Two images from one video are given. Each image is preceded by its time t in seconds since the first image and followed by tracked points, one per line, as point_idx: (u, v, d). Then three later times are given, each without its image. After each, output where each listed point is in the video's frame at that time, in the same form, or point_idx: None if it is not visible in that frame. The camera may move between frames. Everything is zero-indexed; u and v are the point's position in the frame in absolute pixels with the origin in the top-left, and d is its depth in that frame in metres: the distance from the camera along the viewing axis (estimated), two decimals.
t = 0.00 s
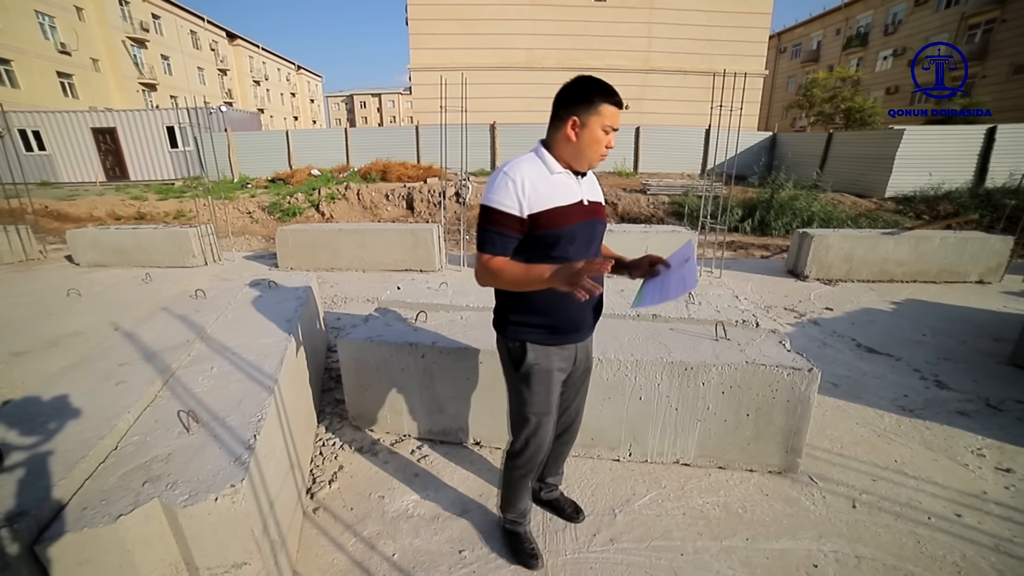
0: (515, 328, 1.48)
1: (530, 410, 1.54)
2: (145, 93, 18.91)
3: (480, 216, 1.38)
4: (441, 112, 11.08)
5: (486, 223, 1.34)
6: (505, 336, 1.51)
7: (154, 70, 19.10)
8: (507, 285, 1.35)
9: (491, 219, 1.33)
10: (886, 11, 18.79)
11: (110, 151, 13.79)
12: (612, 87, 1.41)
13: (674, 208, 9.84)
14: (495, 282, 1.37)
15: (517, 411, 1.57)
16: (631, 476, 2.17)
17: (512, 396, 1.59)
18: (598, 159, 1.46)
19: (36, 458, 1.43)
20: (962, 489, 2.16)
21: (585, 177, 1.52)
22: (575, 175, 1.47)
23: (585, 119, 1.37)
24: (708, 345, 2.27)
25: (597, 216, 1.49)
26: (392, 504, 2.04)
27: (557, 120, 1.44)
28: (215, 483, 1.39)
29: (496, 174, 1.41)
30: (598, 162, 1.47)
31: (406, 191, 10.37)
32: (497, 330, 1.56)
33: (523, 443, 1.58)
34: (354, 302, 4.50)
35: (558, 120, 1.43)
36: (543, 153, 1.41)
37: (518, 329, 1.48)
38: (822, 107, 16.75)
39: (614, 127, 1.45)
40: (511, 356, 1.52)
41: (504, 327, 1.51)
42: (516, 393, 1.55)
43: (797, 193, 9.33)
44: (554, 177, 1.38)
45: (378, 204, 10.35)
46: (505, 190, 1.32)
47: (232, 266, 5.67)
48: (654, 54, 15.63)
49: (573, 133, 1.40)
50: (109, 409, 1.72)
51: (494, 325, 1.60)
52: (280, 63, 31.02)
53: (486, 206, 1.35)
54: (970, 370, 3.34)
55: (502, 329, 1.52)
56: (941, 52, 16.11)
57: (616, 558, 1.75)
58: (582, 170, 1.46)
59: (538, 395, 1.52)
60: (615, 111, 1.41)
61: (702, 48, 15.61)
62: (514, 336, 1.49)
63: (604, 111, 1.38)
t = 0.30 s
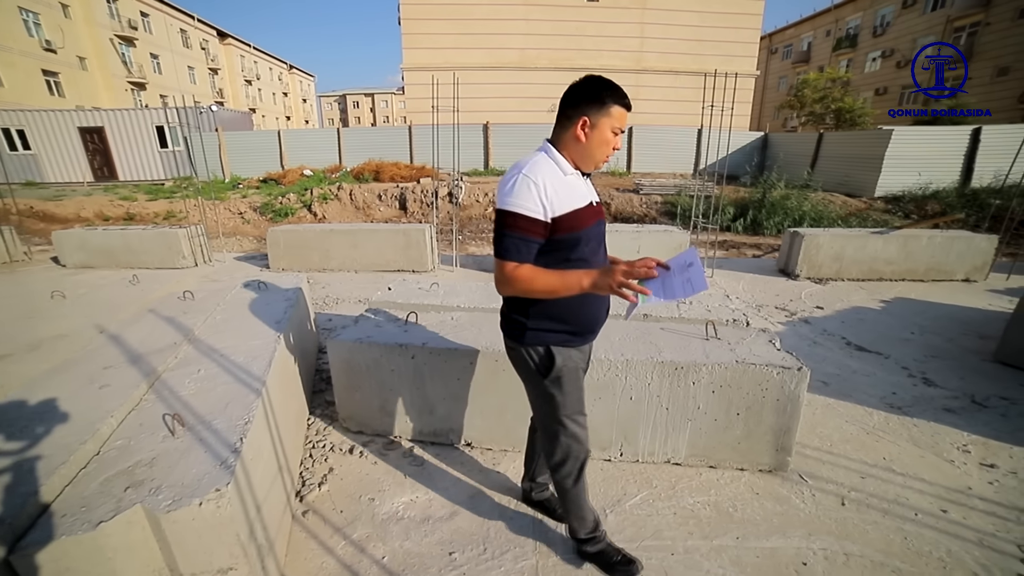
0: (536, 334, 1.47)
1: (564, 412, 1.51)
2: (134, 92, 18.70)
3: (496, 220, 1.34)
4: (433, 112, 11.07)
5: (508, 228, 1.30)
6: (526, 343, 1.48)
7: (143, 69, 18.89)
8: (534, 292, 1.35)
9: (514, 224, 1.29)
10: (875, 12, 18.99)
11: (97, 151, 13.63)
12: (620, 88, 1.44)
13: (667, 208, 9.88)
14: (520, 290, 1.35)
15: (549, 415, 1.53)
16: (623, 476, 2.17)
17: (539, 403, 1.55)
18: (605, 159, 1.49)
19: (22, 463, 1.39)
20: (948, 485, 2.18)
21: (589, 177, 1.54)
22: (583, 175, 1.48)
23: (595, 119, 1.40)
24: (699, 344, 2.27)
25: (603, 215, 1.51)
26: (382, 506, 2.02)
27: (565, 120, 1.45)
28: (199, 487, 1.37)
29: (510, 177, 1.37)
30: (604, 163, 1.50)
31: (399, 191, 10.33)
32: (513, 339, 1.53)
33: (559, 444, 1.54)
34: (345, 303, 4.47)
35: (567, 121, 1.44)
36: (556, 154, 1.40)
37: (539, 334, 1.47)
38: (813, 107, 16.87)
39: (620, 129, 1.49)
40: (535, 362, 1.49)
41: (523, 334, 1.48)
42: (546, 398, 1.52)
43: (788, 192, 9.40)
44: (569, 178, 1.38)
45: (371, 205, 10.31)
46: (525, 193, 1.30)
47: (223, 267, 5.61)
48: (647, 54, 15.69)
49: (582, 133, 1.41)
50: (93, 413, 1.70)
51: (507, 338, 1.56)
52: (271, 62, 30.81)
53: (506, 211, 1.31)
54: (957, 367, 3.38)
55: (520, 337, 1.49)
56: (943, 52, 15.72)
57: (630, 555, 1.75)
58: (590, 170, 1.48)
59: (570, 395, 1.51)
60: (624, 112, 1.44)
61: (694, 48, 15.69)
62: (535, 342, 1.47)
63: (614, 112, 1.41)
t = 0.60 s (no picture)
0: (564, 348, 1.43)
1: (585, 427, 1.49)
2: (121, 92, 18.49)
3: (516, 238, 1.27)
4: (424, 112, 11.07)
5: (531, 247, 1.23)
6: (552, 358, 1.44)
7: (130, 67, 18.67)
8: (563, 310, 1.30)
9: (539, 242, 1.22)
10: (862, 14, 19.23)
11: (83, 151, 13.45)
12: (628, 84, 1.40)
13: (658, 207, 9.93)
14: (550, 311, 1.29)
15: (570, 430, 1.49)
16: (610, 475, 2.17)
17: (558, 417, 1.51)
18: (614, 159, 1.46)
19: None
20: (928, 479, 2.21)
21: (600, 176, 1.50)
22: (593, 177, 1.45)
23: (605, 118, 1.36)
24: (685, 343, 2.28)
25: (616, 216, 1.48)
26: (369, 508, 2.01)
27: (572, 122, 1.40)
28: (179, 491, 1.35)
29: (524, 190, 1.30)
30: (613, 163, 1.47)
31: (390, 191, 10.29)
32: (535, 352, 1.46)
33: (580, 458, 1.53)
34: (335, 303, 4.45)
35: (574, 121, 1.39)
36: (567, 158, 1.35)
37: (567, 348, 1.43)
38: (803, 107, 16.99)
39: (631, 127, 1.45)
40: (562, 377, 1.45)
41: (550, 348, 1.43)
42: (567, 413, 1.48)
43: (778, 191, 9.48)
44: (583, 183, 1.34)
45: (362, 205, 10.26)
46: (546, 206, 1.24)
47: (211, 269, 5.55)
48: (638, 54, 15.76)
49: (591, 133, 1.37)
50: (71, 417, 1.67)
51: (527, 350, 1.49)
52: (262, 62, 30.58)
53: (527, 228, 1.24)
54: (939, 363, 3.42)
55: (547, 351, 1.44)
56: (941, 52, 15.43)
57: (636, 557, 1.75)
58: (600, 171, 1.44)
59: (593, 410, 1.49)
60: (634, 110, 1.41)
61: (684, 48, 15.77)
62: (564, 356, 1.44)
63: (625, 109, 1.37)
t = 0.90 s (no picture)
0: (584, 358, 1.38)
1: (596, 440, 1.45)
2: (98, 90, 18.13)
3: (529, 251, 1.16)
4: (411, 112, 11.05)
5: (548, 262, 1.13)
6: (571, 369, 1.38)
7: (108, 65, 18.31)
8: (584, 325, 1.22)
9: (556, 257, 1.12)
10: (842, 17, 19.63)
11: (58, 150, 13.16)
12: (646, 73, 1.27)
13: (644, 206, 10.02)
14: (570, 327, 1.21)
15: (581, 442, 1.45)
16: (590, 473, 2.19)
17: (568, 427, 1.47)
18: (630, 157, 1.34)
19: None
20: (901, 470, 2.26)
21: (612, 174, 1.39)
22: (606, 177, 1.34)
23: (620, 113, 1.25)
24: (665, 341, 2.30)
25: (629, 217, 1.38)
26: (350, 510, 2.00)
27: (583, 117, 1.28)
28: (151, 496, 1.33)
29: (535, 197, 1.19)
30: (630, 161, 1.36)
31: (376, 191, 10.24)
32: (550, 362, 1.40)
33: (589, 471, 1.50)
34: (319, 305, 4.42)
35: (586, 117, 1.28)
36: (577, 158, 1.25)
37: (585, 359, 1.38)
38: (785, 108, 17.26)
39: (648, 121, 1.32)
40: (577, 388, 1.40)
41: (568, 358, 1.37)
42: (578, 425, 1.44)
43: (761, 190, 9.62)
44: (598, 186, 1.23)
45: (348, 206, 10.19)
46: (561, 217, 1.13)
47: (193, 271, 5.46)
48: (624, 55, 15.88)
49: (604, 131, 1.26)
50: (40, 424, 1.64)
51: (540, 360, 1.43)
52: (245, 60, 30.20)
53: (541, 241, 1.14)
54: (913, 358, 3.50)
55: (564, 362, 1.38)
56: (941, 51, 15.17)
57: (618, 554, 1.76)
58: (614, 171, 1.34)
59: (605, 422, 1.45)
60: (652, 103, 1.28)
61: (669, 49, 15.93)
62: (582, 366, 1.39)
63: (642, 104, 1.26)
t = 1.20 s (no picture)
0: (576, 365, 1.34)
1: (584, 443, 1.46)
2: (48, 84, 17.31)
3: (534, 259, 1.11)
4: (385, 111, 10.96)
5: (557, 270, 1.09)
6: (562, 374, 1.35)
7: (59, 58, 17.47)
8: (589, 337, 1.20)
9: (566, 266, 1.08)
10: (804, 23, 20.40)
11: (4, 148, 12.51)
12: (651, 74, 1.23)
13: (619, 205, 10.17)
14: (574, 338, 1.19)
15: (568, 445, 1.46)
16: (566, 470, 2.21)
17: (556, 431, 1.46)
18: (632, 160, 1.31)
19: None
20: (860, 455, 2.36)
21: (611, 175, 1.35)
22: (607, 178, 1.31)
23: (625, 115, 1.21)
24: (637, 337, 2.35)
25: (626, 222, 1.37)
26: (325, 514, 1.97)
27: (586, 118, 1.23)
28: (110, 510, 1.29)
29: (539, 201, 1.14)
30: (631, 164, 1.33)
31: (350, 192, 10.11)
32: (543, 367, 1.36)
33: (574, 473, 1.51)
34: (291, 308, 4.33)
35: (589, 117, 1.23)
36: (580, 160, 1.21)
37: (579, 365, 1.35)
38: (754, 109, 17.76)
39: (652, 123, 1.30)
40: (567, 392, 1.39)
41: (560, 364, 1.34)
42: (567, 428, 1.43)
43: (731, 189, 9.89)
44: (601, 189, 1.20)
45: (321, 207, 10.00)
46: (571, 225, 1.10)
47: (157, 275, 5.26)
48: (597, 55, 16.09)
49: (609, 132, 1.23)
50: None
51: (533, 362, 1.39)
52: (211, 57, 29.31)
53: (548, 248, 1.09)
54: (873, 348, 3.66)
55: (557, 367, 1.34)
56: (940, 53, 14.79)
57: (593, 548, 1.77)
58: (616, 173, 1.30)
59: (594, 426, 1.45)
60: (657, 105, 1.25)
61: (641, 50, 16.21)
62: (574, 372, 1.36)
63: (647, 105, 1.22)
